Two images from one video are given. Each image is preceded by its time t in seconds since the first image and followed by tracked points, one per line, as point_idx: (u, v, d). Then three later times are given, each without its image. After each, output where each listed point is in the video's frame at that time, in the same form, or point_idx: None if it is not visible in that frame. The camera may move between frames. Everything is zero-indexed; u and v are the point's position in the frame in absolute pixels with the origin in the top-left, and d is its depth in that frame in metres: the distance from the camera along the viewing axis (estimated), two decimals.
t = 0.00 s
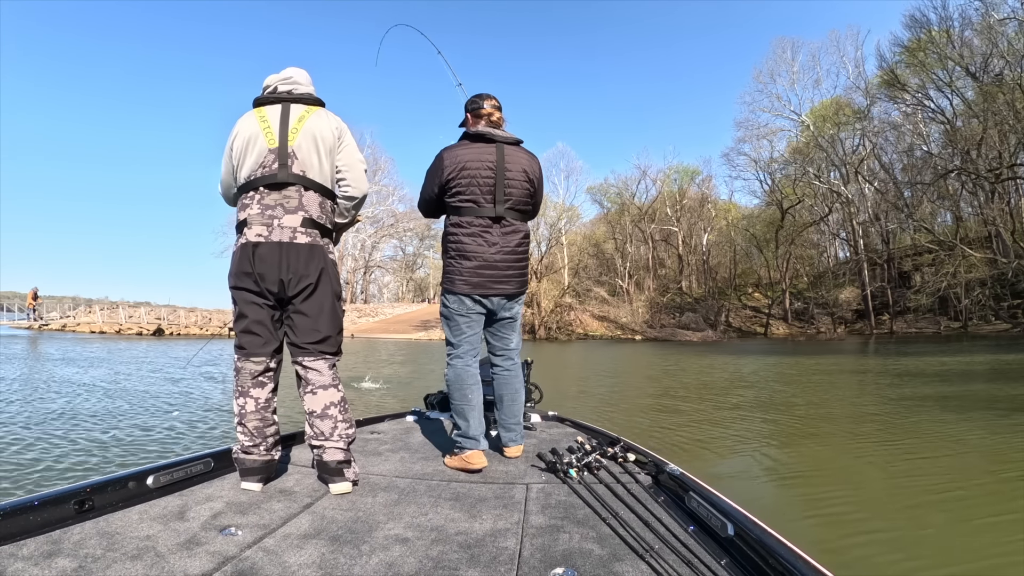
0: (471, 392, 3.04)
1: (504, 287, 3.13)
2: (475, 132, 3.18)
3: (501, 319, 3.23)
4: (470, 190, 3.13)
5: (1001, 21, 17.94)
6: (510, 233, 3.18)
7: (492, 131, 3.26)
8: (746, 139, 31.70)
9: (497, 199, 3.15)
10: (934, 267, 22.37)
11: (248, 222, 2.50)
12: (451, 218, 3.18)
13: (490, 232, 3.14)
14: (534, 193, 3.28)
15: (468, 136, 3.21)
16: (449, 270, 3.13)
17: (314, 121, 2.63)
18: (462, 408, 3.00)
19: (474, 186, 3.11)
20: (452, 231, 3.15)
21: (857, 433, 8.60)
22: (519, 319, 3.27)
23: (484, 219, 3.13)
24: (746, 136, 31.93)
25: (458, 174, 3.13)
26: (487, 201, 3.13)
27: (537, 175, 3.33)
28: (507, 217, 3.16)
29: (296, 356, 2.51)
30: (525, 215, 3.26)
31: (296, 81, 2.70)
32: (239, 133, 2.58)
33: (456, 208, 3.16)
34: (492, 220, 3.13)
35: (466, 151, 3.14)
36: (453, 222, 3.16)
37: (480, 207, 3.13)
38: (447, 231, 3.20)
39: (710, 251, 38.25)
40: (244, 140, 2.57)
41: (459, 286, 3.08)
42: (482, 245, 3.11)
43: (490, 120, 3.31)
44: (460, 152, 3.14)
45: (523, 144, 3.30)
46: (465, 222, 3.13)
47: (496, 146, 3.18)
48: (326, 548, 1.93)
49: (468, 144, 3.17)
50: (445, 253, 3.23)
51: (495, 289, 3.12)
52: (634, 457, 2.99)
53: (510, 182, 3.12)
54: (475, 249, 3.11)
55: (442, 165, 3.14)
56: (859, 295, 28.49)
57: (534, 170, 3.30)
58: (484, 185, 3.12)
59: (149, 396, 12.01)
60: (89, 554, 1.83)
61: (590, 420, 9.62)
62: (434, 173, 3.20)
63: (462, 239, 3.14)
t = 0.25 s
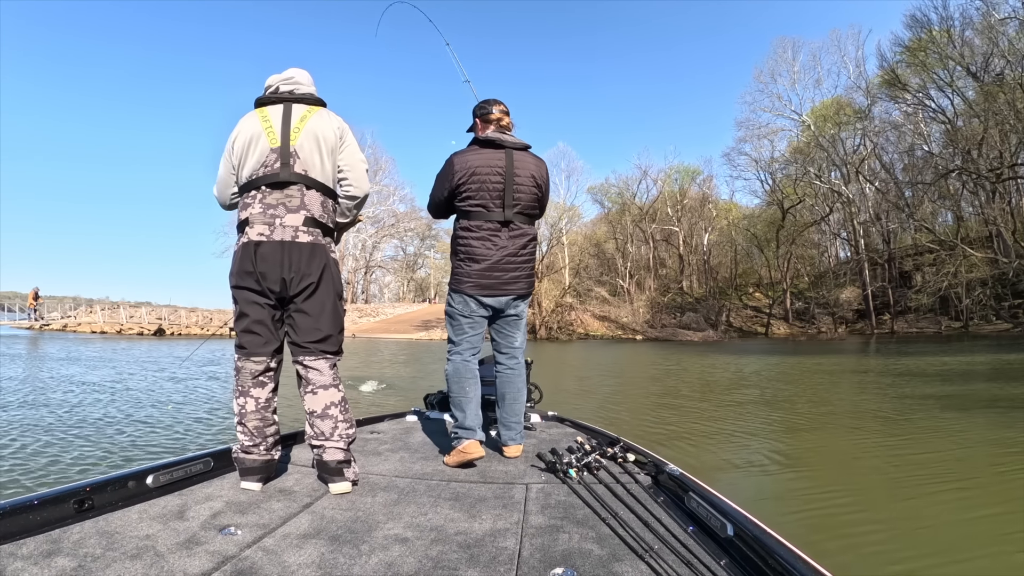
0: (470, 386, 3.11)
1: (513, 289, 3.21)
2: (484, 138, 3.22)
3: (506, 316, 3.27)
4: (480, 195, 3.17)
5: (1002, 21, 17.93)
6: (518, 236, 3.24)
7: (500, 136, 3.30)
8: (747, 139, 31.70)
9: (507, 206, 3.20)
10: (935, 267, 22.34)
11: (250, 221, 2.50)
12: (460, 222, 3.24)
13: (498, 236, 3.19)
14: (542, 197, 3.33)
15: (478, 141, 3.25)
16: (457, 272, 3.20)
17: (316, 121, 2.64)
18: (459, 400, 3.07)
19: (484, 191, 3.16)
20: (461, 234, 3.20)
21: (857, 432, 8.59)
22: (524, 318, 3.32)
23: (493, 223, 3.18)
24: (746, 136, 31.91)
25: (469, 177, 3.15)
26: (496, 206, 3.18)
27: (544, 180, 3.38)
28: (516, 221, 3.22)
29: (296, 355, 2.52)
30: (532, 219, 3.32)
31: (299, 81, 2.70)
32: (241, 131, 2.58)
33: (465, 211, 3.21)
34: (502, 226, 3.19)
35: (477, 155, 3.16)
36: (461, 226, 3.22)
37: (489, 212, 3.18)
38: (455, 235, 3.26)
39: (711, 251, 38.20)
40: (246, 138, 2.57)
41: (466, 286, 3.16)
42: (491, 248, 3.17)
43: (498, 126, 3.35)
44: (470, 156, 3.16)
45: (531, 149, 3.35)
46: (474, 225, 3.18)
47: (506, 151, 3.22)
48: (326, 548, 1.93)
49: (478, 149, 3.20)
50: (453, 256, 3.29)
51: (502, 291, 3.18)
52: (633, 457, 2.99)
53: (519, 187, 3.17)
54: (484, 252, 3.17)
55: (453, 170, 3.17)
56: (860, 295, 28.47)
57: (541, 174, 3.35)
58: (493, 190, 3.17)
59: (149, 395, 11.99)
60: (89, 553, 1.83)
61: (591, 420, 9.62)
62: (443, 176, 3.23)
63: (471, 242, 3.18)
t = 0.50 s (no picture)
0: (471, 382, 3.13)
1: (518, 289, 3.23)
2: (491, 142, 3.24)
3: (510, 314, 3.27)
4: (487, 198, 3.18)
5: (1003, 21, 17.91)
6: (524, 238, 3.25)
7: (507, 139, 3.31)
8: (748, 138, 31.69)
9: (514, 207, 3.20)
10: (936, 267, 22.32)
11: (250, 220, 2.50)
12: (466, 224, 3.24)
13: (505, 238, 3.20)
14: (548, 200, 3.34)
15: (485, 145, 3.27)
16: (462, 272, 3.21)
17: (316, 121, 2.64)
18: (460, 396, 3.08)
19: (491, 193, 3.17)
20: (468, 235, 3.21)
21: (858, 432, 8.59)
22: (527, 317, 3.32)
23: (500, 225, 3.19)
24: (747, 135, 31.89)
25: (476, 179, 3.16)
26: (503, 208, 3.19)
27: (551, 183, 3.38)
28: (522, 222, 3.23)
29: (296, 355, 2.52)
30: (538, 220, 3.33)
31: (299, 81, 2.70)
32: (241, 130, 2.58)
33: (471, 213, 3.22)
34: (508, 227, 3.20)
35: (484, 158, 3.18)
36: (468, 228, 3.22)
37: (496, 213, 3.19)
38: (461, 236, 3.27)
39: (712, 251, 38.16)
40: (247, 137, 2.57)
41: (470, 286, 3.17)
42: (497, 250, 3.18)
43: (504, 129, 3.36)
44: (476, 159, 3.17)
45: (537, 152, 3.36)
46: (481, 227, 3.19)
47: (513, 153, 3.23)
48: (325, 548, 1.94)
49: (485, 153, 3.22)
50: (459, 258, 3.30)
51: (508, 291, 3.20)
52: (633, 457, 2.99)
53: (525, 189, 3.18)
54: (490, 253, 3.18)
55: (460, 171, 3.18)
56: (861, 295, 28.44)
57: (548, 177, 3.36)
58: (500, 192, 3.18)
59: (148, 395, 11.98)
60: (88, 552, 1.84)
61: (591, 420, 9.62)
62: (450, 179, 3.25)
63: (478, 244, 3.19)
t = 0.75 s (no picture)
0: (472, 380, 3.13)
1: (522, 289, 3.23)
2: (491, 143, 3.25)
3: (512, 313, 3.27)
4: (490, 197, 3.18)
5: (1003, 20, 17.89)
6: (527, 237, 3.25)
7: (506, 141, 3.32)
8: (748, 138, 31.67)
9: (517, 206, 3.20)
10: (937, 267, 22.31)
11: (249, 220, 2.50)
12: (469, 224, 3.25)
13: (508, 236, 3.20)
14: (550, 199, 3.34)
15: (486, 146, 3.28)
16: (466, 272, 3.22)
17: (315, 121, 2.64)
18: (460, 394, 3.08)
19: (494, 193, 3.17)
20: (471, 235, 3.21)
21: (858, 432, 8.58)
22: (530, 317, 3.32)
23: (503, 224, 3.19)
24: (748, 135, 31.88)
25: (478, 180, 3.16)
26: (506, 207, 3.19)
27: (552, 183, 3.39)
28: (525, 221, 3.23)
29: (295, 356, 2.52)
30: (541, 220, 3.33)
31: (299, 81, 2.70)
32: (241, 129, 2.58)
33: (475, 213, 3.22)
34: (511, 227, 3.20)
35: (486, 159, 3.19)
36: (471, 228, 3.22)
37: (499, 212, 3.19)
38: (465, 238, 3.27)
39: (713, 251, 38.13)
40: (246, 137, 2.57)
41: (474, 286, 3.17)
42: (500, 249, 3.18)
43: (503, 132, 3.38)
44: (477, 160, 3.19)
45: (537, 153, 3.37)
46: (485, 227, 3.19)
47: (514, 153, 3.24)
48: (325, 548, 1.94)
49: (486, 154, 3.23)
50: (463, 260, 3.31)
51: (512, 291, 3.20)
52: (633, 457, 2.99)
53: (527, 189, 3.18)
54: (494, 252, 3.18)
55: (462, 172, 3.20)
56: (861, 295, 28.43)
57: (549, 178, 3.37)
58: (503, 192, 3.18)
59: (148, 395, 11.99)
60: (88, 553, 1.84)
61: (592, 420, 9.62)
62: (452, 181, 3.26)
63: (482, 244, 3.19)
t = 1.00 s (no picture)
0: (468, 373, 3.21)
1: (526, 289, 3.22)
2: (489, 145, 3.27)
3: (514, 313, 3.27)
4: (491, 198, 3.18)
5: (1004, 20, 17.88)
6: (528, 235, 3.23)
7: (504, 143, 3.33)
8: (749, 138, 31.63)
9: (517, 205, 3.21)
10: (938, 267, 22.28)
11: (247, 221, 2.50)
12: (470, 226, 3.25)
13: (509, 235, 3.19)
14: (551, 197, 3.34)
15: (484, 148, 3.30)
16: (468, 274, 3.24)
17: (313, 122, 2.65)
18: (457, 386, 3.18)
19: (494, 193, 3.17)
20: (474, 237, 3.21)
21: (859, 431, 8.58)
22: (532, 317, 3.32)
23: (505, 223, 3.18)
24: (748, 135, 31.87)
25: (478, 181, 3.17)
26: (507, 206, 3.18)
27: (552, 181, 3.38)
28: (526, 220, 3.22)
29: (295, 356, 2.52)
30: (542, 218, 3.32)
31: (296, 82, 2.70)
32: (239, 129, 2.58)
33: (476, 214, 3.22)
34: (512, 226, 3.19)
35: (485, 159, 3.21)
36: (473, 230, 3.23)
37: (501, 212, 3.19)
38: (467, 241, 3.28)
39: (714, 251, 38.09)
40: (244, 138, 2.57)
41: (476, 288, 3.19)
42: (502, 249, 3.18)
43: (501, 134, 3.40)
44: (476, 161, 3.20)
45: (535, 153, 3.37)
46: (486, 227, 3.19)
47: (512, 153, 3.24)
48: (326, 548, 1.94)
49: (485, 156, 3.24)
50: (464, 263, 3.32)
51: (515, 292, 3.20)
52: (634, 457, 2.99)
53: (527, 186, 3.18)
54: (496, 253, 3.18)
55: (462, 175, 3.21)
56: (862, 294, 28.41)
57: (548, 176, 3.36)
58: (503, 192, 3.18)
59: (149, 395, 11.99)
60: (89, 554, 1.84)
61: (593, 420, 9.62)
62: (452, 184, 3.28)
63: (484, 245, 3.19)
